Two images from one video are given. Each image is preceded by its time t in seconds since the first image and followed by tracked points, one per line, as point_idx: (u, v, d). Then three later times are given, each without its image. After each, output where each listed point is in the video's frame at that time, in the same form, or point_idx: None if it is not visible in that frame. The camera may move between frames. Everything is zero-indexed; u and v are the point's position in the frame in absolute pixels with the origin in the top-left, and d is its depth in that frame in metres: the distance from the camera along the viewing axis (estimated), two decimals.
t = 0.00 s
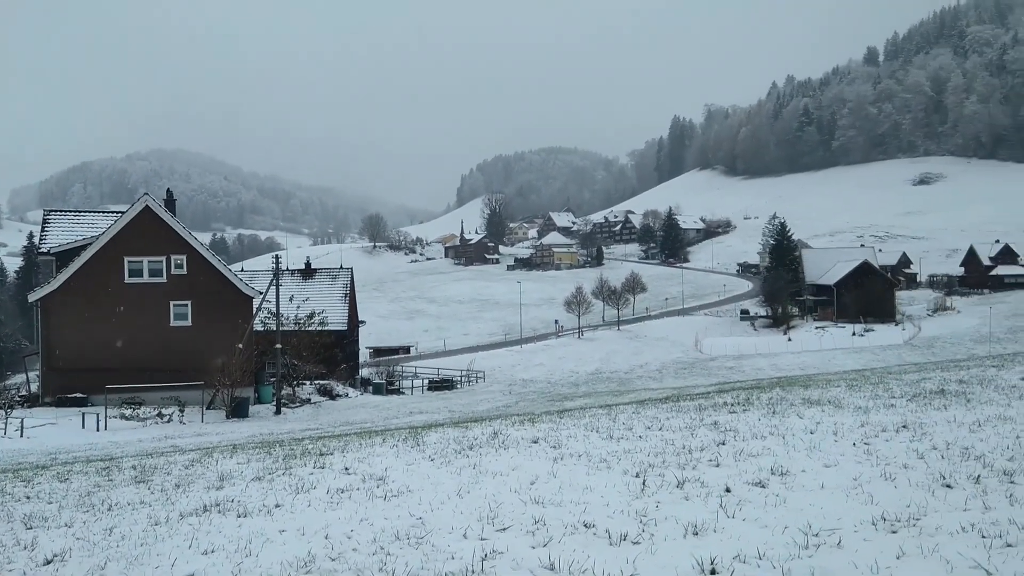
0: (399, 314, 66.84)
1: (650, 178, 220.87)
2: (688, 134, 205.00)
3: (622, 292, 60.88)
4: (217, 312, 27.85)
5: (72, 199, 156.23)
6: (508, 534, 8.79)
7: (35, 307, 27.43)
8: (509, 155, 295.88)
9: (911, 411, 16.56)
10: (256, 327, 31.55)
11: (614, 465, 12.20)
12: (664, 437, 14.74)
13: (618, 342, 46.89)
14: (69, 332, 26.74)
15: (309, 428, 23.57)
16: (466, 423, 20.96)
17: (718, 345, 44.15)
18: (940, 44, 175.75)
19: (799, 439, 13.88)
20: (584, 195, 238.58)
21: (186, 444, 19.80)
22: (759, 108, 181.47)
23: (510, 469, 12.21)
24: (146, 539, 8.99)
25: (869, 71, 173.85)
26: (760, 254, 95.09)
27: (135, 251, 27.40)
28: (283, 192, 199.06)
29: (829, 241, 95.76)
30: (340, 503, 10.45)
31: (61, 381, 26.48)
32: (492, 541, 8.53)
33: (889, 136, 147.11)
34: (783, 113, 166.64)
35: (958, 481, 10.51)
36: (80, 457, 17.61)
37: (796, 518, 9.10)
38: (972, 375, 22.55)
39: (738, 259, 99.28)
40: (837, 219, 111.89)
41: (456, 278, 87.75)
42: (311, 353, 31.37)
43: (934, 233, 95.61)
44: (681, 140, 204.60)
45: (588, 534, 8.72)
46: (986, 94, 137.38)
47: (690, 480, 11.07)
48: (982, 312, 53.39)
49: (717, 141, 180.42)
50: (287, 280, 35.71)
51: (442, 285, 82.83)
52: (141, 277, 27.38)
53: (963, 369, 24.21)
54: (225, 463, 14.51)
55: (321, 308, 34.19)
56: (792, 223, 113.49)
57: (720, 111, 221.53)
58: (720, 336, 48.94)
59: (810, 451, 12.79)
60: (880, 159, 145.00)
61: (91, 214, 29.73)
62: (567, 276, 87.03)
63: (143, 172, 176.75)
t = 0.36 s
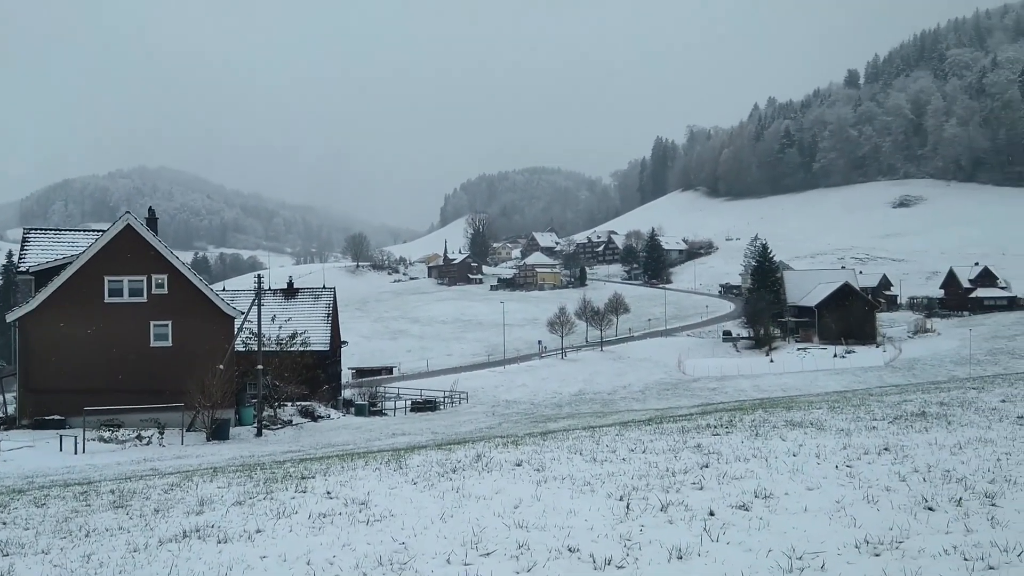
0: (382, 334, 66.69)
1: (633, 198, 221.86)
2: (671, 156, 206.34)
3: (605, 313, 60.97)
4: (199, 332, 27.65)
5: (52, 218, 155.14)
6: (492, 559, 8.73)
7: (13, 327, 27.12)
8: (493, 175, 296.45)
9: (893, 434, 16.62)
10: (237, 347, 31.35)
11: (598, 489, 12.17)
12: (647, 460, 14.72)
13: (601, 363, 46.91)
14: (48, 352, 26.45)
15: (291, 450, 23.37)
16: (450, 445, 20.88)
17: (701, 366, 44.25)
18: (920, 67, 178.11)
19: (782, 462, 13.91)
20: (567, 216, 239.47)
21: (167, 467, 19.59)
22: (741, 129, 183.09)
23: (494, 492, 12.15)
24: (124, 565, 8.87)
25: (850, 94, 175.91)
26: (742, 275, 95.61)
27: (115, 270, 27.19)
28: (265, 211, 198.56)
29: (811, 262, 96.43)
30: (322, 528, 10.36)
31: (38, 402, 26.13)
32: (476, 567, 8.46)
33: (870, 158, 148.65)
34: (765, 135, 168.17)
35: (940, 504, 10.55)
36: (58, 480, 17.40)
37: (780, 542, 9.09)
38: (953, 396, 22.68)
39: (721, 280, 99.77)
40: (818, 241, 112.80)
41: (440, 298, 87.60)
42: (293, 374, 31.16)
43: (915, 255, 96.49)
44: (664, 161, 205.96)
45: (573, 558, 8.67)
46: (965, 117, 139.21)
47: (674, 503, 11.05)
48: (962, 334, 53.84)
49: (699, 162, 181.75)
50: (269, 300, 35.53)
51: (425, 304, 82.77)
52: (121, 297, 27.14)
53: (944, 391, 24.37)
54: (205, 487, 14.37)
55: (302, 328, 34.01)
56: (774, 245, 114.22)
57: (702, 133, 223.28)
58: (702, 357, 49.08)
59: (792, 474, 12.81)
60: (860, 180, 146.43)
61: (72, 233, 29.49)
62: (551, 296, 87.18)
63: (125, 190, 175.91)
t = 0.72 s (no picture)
0: (382, 345, 66.68)
1: (633, 209, 222.08)
2: (670, 167, 206.68)
3: (605, 323, 60.97)
4: (199, 344, 27.60)
5: (53, 231, 155.19)
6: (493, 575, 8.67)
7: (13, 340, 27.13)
8: (493, 187, 296.85)
9: (894, 444, 16.62)
10: (238, 359, 31.37)
11: (599, 502, 12.15)
12: (648, 472, 14.68)
13: (601, 374, 46.89)
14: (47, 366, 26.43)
15: (291, 462, 23.35)
16: (451, 457, 20.85)
17: (701, 377, 44.23)
18: (919, 78, 178.52)
19: (785, 474, 13.87)
20: (567, 226, 239.85)
21: (167, 480, 19.56)
22: (740, 140, 183.47)
23: (495, 506, 12.13)
24: None
25: (848, 105, 176.30)
26: (742, 285, 95.62)
27: (114, 284, 27.15)
28: (265, 224, 198.80)
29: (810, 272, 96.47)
30: (324, 542, 10.35)
31: (38, 415, 26.14)
32: None
33: (869, 168, 148.89)
34: (764, 146, 168.54)
35: (943, 516, 10.51)
36: (57, 494, 17.33)
37: (782, 555, 9.06)
38: (954, 406, 22.64)
39: (721, 290, 99.77)
40: (818, 251, 112.89)
41: (440, 309, 87.64)
42: (293, 386, 31.12)
43: (914, 265, 96.54)
44: (663, 172, 206.30)
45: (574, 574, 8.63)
46: (963, 128, 139.52)
47: (675, 517, 11.03)
48: (962, 343, 53.81)
49: (699, 173, 182.12)
50: (269, 312, 35.49)
51: (425, 316, 82.74)
52: (121, 309, 27.12)
53: (944, 402, 24.34)
54: (205, 500, 14.35)
55: (302, 339, 33.97)
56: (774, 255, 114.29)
57: (701, 144, 223.72)
58: (703, 368, 49.03)
59: (793, 486, 12.79)
60: (859, 191, 146.65)
61: (72, 245, 29.49)
62: (551, 307, 87.17)
63: (125, 203, 176.09)
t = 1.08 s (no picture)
0: (413, 387, 66.75)
1: (661, 248, 221.66)
2: (698, 205, 206.45)
3: (635, 362, 60.58)
4: (232, 389, 27.76)
5: (89, 277, 157.84)
6: None
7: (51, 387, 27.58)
8: (521, 227, 298.01)
9: (934, 485, 16.28)
10: (269, 403, 31.59)
11: (634, 548, 12.02)
12: (683, 516, 14.52)
13: (633, 414, 46.48)
14: (83, 412, 26.78)
15: (324, 506, 23.39)
16: (483, 500, 20.73)
17: (734, 416, 43.68)
18: (947, 112, 177.61)
19: (822, 517, 13.65)
20: (596, 266, 239.79)
21: (201, 526, 19.63)
22: (767, 177, 183.13)
23: (530, 553, 12.04)
24: None
25: (876, 140, 175.56)
26: (773, 322, 94.87)
27: (149, 330, 27.51)
28: (297, 267, 200.86)
29: (843, 309, 95.53)
30: None
31: (75, 461, 26.47)
32: None
33: (899, 204, 147.80)
34: (792, 183, 168.04)
35: (985, 560, 10.28)
36: (94, 540, 17.48)
37: None
38: (994, 445, 22.20)
39: (752, 328, 99.01)
40: (850, 287, 111.72)
41: (470, 350, 87.66)
42: (325, 429, 31.25)
43: (948, 300, 95.31)
44: (691, 210, 206.11)
45: None
46: (994, 161, 138.28)
47: (712, 563, 10.86)
48: (1000, 379, 52.81)
49: (727, 211, 181.69)
50: (300, 355, 35.74)
51: (455, 357, 82.81)
52: (156, 355, 27.46)
53: (984, 440, 23.83)
54: (239, 547, 14.39)
55: (334, 383, 34.12)
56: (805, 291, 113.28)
57: (729, 181, 223.55)
58: (736, 407, 48.43)
59: (832, 531, 12.55)
60: (890, 226, 145.52)
61: (108, 293, 29.97)
62: (581, 347, 86.94)
63: (159, 249, 178.88)
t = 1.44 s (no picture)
0: (433, 422, 66.51)
1: (682, 281, 221.00)
2: (718, 238, 205.93)
3: (657, 397, 60.12)
4: (253, 425, 27.79)
5: (113, 314, 159.31)
6: None
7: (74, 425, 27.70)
8: (540, 261, 298.28)
9: (964, 522, 15.98)
10: (290, 439, 31.62)
11: None
12: (707, 554, 14.30)
13: (655, 449, 46.03)
14: (105, 449, 26.86)
15: (344, 543, 23.25)
16: (506, 538, 20.55)
17: (759, 451, 43.14)
18: (968, 143, 176.77)
19: (849, 555, 13.39)
20: (616, 300, 239.36)
21: (221, 564, 19.56)
22: (788, 209, 182.64)
23: None
24: None
25: (897, 171, 174.87)
26: (796, 355, 94.10)
27: (171, 365, 27.65)
28: (317, 302, 201.83)
29: (866, 342, 94.63)
30: None
31: (97, 498, 26.50)
32: None
33: (921, 235, 146.76)
34: (813, 216, 167.38)
35: None
36: None
37: None
38: None
39: (774, 362, 98.17)
40: (873, 320, 110.69)
41: (490, 385, 87.41)
42: (346, 465, 31.17)
43: (974, 333, 94.21)
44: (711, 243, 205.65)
45: None
46: (1017, 192, 137.24)
47: None
48: None
49: (747, 244, 181.11)
50: (321, 391, 35.74)
51: (476, 391, 82.57)
52: (177, 391, 27.57)
53: (1014, 475, 23.37)
54: None
55: (355, 419, 34.07)
56: (827, 324, 112.26)
57: (748, 214, 223.06)
58: (759, 442, 47.88)
59: (860, 568, 12.32)
60: (912, 258, 144.48)
61: (130, 329, 30.20)
62: (602, 381, 86.47)
63: (182, 285, 180.29)
